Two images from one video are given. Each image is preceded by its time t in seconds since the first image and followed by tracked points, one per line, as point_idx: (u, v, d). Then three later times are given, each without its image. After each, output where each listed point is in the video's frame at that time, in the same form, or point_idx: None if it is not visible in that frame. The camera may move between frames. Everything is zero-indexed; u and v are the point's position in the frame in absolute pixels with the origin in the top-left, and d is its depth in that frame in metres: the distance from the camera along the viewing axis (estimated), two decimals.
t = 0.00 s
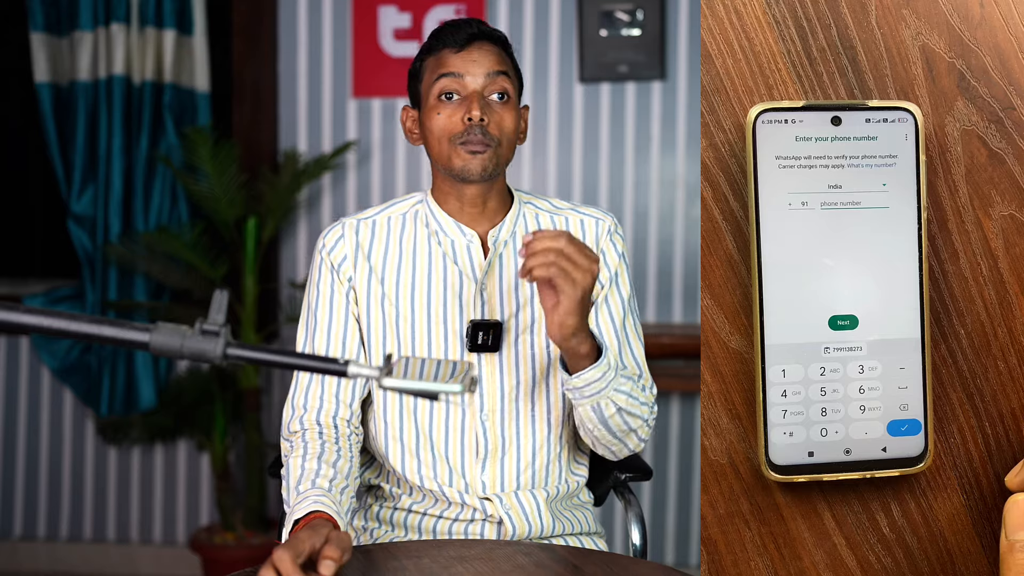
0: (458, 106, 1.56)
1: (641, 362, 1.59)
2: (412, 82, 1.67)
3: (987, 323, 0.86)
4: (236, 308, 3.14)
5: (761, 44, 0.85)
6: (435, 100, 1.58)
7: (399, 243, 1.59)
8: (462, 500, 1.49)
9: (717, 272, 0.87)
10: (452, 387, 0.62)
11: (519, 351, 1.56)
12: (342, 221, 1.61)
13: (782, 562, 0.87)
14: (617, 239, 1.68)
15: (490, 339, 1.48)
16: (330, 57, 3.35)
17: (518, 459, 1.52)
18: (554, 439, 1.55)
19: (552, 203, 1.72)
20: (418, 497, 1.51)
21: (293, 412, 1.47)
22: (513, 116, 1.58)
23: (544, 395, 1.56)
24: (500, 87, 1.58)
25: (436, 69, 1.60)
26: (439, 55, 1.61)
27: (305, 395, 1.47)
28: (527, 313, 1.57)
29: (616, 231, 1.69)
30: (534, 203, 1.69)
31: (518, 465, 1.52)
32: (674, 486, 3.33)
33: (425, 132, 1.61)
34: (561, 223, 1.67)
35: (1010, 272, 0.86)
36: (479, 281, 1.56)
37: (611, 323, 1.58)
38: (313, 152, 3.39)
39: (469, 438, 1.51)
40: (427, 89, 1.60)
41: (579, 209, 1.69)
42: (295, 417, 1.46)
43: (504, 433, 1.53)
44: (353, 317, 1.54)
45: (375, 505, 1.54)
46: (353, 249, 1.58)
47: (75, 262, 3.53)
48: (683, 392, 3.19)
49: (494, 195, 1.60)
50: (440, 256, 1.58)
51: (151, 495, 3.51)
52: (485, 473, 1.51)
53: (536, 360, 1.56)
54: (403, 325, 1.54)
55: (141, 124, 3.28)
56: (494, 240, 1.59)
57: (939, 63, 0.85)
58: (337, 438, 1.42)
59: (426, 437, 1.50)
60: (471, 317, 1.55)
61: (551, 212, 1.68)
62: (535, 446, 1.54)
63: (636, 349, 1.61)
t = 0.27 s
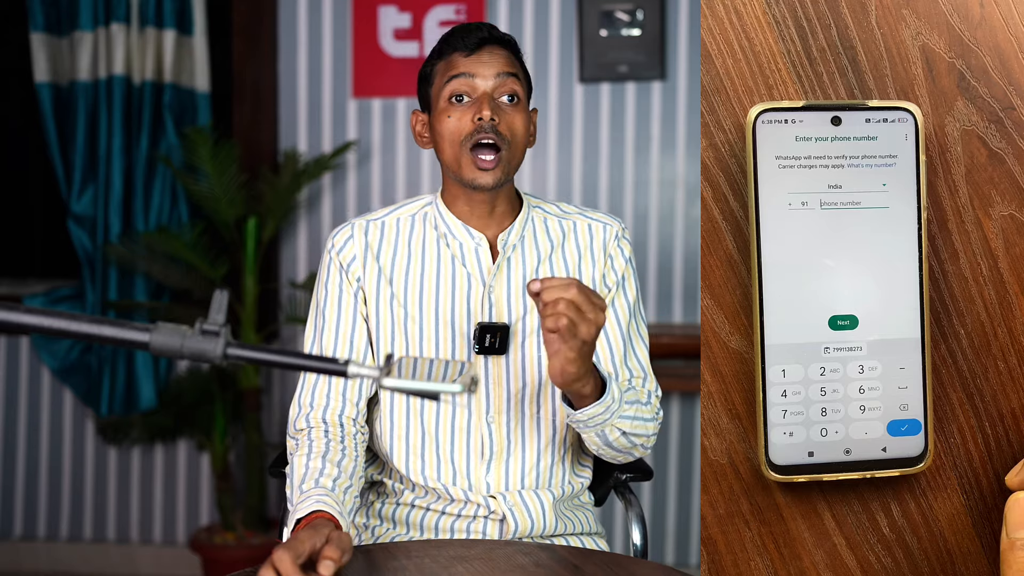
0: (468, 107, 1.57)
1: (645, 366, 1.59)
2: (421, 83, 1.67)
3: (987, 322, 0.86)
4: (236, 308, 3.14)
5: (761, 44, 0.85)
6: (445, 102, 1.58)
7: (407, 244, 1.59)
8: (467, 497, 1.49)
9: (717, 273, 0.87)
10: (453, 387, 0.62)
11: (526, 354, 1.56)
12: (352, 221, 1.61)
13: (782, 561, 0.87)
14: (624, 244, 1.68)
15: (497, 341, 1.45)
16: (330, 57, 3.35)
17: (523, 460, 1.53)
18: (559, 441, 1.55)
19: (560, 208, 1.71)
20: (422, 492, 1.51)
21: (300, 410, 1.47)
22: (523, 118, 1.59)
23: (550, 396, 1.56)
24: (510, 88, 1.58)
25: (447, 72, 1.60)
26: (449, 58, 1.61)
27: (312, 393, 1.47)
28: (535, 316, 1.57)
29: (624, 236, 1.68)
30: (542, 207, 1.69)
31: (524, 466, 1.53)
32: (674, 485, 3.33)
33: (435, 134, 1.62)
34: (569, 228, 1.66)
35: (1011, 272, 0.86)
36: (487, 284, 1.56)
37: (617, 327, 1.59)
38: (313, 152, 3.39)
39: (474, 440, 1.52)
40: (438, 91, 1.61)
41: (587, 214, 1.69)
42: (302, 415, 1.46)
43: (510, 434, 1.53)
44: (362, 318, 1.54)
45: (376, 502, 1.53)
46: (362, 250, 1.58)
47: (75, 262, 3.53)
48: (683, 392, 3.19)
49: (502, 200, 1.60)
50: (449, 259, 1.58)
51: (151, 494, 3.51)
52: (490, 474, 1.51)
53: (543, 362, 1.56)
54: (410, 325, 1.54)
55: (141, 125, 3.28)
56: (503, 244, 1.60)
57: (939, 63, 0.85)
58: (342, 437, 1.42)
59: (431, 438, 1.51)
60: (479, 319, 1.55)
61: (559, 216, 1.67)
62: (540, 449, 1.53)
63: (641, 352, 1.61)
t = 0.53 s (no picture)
0: (466, 105, 1.58)
1: (643, 367, 1.59)
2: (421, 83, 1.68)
3: (987, 323, 0.86)
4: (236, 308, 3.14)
5: (761, 44, 0.85)
6: (444, 100, 1.59)
7: (406, 245, 1.58)
8: (466, 498, 1.50)
9: (717, 272, 0.87)
10: (452, 387, 0.63)
11: (525, 356, 1.56)
12: (350, 224, 1.61)
13: (782, 562, 0.87)
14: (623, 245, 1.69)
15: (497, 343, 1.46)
16: (330, 58, 3.35)
17: (522, 462, 1.53)
18: (558, 442, 1.55)
19: (559, 208, 1.72)
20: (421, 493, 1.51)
21: (299, 416, 1.47)
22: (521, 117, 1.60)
23: (549, 397, 1.56)
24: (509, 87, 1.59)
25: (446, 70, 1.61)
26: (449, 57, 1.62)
27: (311, 398, 1.47)
28: (534, 316, 1.57)
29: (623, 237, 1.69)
30: (540, 207, 1.70)
31: (523, 468, 1.53)
32: (674, 485, 3.33)
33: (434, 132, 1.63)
34: (568, 228, 1.66)
35: (1011, 272, 0.86)
36: (487, 285, 1.56)
37: (616, 327, 1.59)
38: (313, 152, 3.39)
39: (474, 442, 1.52)
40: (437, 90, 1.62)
41: (585, 214, 1.69)
42: (300, 420, 1.46)
43: (509, 435, 1.53)
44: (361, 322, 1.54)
45: (376, 502, 1.53)
46: (360, 252, 1.58)
47: (75, 262, 3.53)
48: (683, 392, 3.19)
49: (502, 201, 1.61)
50: (446, 260, 1.57)
51: (151, 495, 3.51)
52: (489, 476, 1.52)
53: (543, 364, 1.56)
54: (409, 330, 1.54)
55: (141, 125, 3.28)
56: (501, 245, 1.60)
57: (939, 63, 0.85)
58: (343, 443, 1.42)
59: (430, 441, 1.51)
60: (479, 321, 1.55)
61: (557, 216, 1.68)
62: (539, 451, 1.53)
63: (638, 353, 1.61)
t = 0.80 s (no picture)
0: (454, 107, 1.58)
1: (638, 364, 1.60)
2: (410, 85, 1.68)
3: (986, 323, 0.86)
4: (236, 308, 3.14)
5: (761, 44, 0.85)
6: (432, 103, 1.59)
7: (400, 247, 1.58)
8: (464, 499, 1.50)
9: (717, 272, 0.87)
10: (452, 387, 0.62)
11: (521, 357, 1.56)
12: (343, 228, 1.60)
13: (782, 562, 0.87)
14: (618, 243, 1.68)
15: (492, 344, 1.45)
16: (330, 58, 3.35)
17: (520, 463, 1.53)
18: (556, 442, 1.55)
19: (553, 207, 1.72)
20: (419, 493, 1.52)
21: (297, 420, 1.48)
22: (511, 118, 1.60)
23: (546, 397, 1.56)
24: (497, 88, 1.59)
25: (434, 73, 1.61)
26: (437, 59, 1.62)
27: (308, 402, 1.48)
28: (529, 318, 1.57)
29: (617, 235, 1.68)
30: (534, 207, 1.70)
31: (520, 469, 1.52)
32: (674, 485, 3.33)
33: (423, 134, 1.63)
34: (562, 227, 1.66)
35: (1011, 272, 0.86)
36: (481, 286, 1.56)
37: (609, 323, 1.59)
38: (313, 152, 3.39)
39: (471, 443, 1.52)
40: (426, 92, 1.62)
41: (579, 212, 1.69)
42: (298, 425, 1.46)
43: (506, 435, 1.53)
44: (356, 327, 1.54)
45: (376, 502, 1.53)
46: (354, 255, 1.58)
47: (75, 262, 3.53)
48: (683, 392, 3.19)
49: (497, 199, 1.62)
50: (440, 261, 1.57)
51: (151, 494, 3.51)
52: (487, 477, 1.52)
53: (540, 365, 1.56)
54: (404, 332, 1.54)
55: (141, 125, 3.28)
56: (495, 246, 1.60)
57: (939, 63, 0.85)
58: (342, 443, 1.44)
59: (427, 443, 1.51)
60: (474, 322, 1.55)
61: (551, 215, 1.68)
62: (537, 451, 1.54)
63: (633, 350, 1.62)
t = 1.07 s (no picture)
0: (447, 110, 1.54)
1: (632, 362, 1.61)
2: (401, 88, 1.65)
3: (986, 322, 0.86)
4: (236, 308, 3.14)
5: (761, 44, 0.85)
6: (424, 106, 1.56)
7: (395, 250, 1.58)
8: (462, 501, 1.50)
9: (717, 272, 0.87)
10: (452, 387, 0.62)
11: (518, 356, 1.55)
12: (336, 230, 1.60)
13: (782, 561, 0.87)
14: (613, 241, 1.68)
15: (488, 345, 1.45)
16: (330, 58, 3.35)
17: (518, 463, 1.53)
18: (553, 441, 1.55)
19: (547, 206, 1.72)
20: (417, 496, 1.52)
21: (293, 423, 1.47)
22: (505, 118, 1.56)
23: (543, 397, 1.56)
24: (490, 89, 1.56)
25: (424, 76, 1.58)
26: (427, 60, 1.59)
27: (304, 405, 1.47)
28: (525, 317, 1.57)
29: (612, 233, 1.69)
30: (528, 207, 1.69)
31: (518, 469, 1.53)
32: (674, 485, 3.33)
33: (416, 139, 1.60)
34: (557, 226, 1.66)
35: (1011, 272, 0.86)
36: (476, 288, 1.56)
37: (604, 322, 1.60)
38: (313, 152, 3.39)
39: (468, 443, 1.52)
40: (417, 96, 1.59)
41: (574, 211, 1.69)
42: (294, 428, 1.45)
43: (504, 436, 1.53)
44: (351, 329, 1.54)
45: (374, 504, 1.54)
46: (348, 258, 1.58)
47: (75, 262, 3.53)
48: (683, 392, 3.19)
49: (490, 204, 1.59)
50: (434, 263, 1.57)
51: (151, 495, 3.51)
52: (485, 478, 1.52)
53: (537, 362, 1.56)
54: (399, 331, 1.54)
55: (141, 125, 3.28)
56: (489, 246, 1.60)
57: (939, 63, 0.85)
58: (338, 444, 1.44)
59: (425, 445, 1.51)
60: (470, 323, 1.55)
61: (546, 215, 1.68)
62: (534, 450, 1.54)
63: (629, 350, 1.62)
